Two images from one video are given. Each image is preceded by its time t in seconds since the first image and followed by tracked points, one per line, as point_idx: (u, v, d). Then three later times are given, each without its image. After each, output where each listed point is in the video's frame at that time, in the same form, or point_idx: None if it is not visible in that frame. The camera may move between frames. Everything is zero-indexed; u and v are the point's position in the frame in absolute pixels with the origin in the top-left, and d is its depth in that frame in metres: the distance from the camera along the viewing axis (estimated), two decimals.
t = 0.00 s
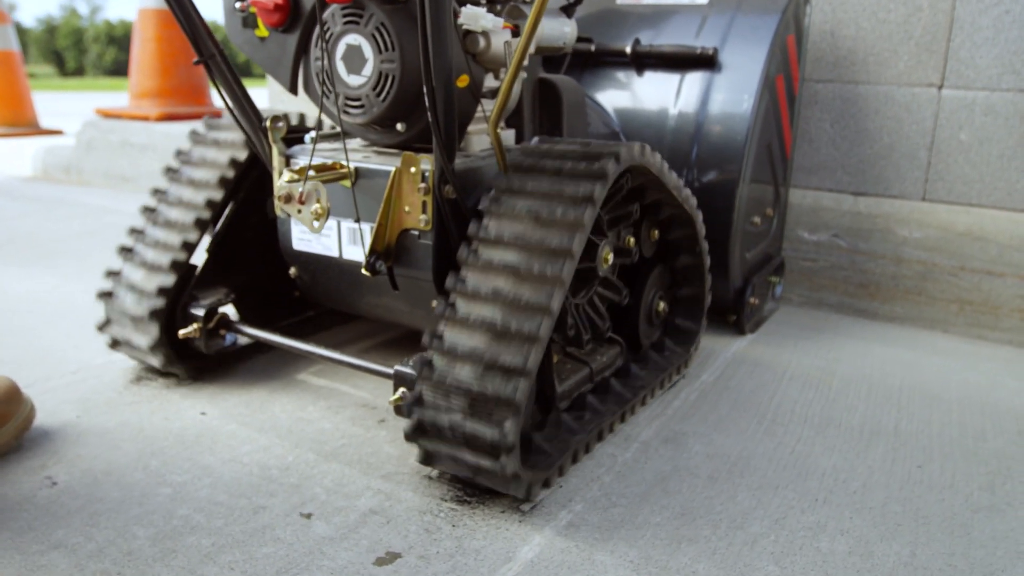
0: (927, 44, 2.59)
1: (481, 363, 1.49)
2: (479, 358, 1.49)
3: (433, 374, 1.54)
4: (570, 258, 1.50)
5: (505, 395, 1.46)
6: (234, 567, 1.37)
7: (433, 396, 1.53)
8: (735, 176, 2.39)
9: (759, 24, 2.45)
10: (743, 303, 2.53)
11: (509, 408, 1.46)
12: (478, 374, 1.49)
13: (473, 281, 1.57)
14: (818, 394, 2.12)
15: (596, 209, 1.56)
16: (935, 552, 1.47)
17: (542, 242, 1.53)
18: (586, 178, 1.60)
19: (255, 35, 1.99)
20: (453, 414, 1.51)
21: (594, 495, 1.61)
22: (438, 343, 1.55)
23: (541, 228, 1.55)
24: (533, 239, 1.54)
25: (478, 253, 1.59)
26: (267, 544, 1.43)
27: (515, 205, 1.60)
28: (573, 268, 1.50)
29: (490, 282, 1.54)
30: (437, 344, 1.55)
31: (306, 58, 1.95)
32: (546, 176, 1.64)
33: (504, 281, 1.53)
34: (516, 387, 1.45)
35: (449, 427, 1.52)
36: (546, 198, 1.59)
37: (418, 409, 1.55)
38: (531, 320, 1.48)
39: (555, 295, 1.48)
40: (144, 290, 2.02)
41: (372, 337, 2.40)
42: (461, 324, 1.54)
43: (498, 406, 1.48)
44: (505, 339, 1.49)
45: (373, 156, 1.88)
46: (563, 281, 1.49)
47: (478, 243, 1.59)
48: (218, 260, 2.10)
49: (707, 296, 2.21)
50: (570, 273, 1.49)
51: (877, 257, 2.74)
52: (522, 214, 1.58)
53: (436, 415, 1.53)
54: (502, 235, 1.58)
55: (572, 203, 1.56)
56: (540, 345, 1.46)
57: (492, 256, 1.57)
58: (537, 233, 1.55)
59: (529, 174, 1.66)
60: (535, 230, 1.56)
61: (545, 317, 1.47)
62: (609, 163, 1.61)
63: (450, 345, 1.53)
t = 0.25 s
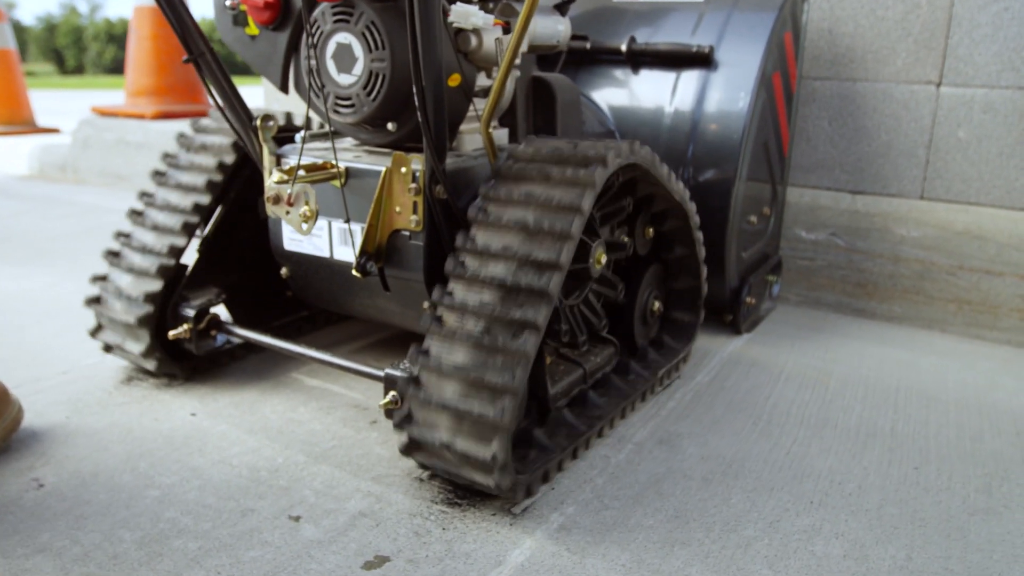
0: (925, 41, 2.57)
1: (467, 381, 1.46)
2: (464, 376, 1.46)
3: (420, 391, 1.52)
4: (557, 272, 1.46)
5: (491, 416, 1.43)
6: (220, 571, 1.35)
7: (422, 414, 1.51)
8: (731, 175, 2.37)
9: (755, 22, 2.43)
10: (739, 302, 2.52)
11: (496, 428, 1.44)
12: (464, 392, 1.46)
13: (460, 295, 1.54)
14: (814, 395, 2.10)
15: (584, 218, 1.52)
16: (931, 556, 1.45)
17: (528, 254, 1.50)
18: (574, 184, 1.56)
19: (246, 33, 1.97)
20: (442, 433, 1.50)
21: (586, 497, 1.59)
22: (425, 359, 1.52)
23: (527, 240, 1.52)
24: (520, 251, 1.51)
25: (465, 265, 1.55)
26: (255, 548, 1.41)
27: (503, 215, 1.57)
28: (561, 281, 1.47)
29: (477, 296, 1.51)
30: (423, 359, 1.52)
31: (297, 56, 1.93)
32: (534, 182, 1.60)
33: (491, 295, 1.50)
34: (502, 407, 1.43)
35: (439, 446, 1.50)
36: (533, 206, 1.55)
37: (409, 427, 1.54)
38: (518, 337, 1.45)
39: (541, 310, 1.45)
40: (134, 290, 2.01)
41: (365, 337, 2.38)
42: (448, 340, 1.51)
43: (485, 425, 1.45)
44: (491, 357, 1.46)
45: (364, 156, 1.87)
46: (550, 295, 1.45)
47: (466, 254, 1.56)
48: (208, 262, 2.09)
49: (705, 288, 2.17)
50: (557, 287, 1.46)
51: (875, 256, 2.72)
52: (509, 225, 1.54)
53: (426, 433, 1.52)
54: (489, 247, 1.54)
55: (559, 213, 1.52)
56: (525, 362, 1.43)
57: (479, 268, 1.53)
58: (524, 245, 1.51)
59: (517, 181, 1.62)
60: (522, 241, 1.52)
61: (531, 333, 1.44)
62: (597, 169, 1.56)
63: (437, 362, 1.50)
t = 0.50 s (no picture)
0: (922, 41, 2.55)
1: (456, 392, 1.45)
2: (452, 387, 1.45)
3: (409, 402, 1.51)
4: (545, 279, 1.45)
5: (480, 429, 1.42)
6: None
7: (412, 425, 1.50)
8: (726, 174, 2.35)
9: (751, 20, 2.41)
10: (736, 303, 2.50)
11: (487, 441, 1.43)
12: (452, 404, 1.45)
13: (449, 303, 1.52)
14: (811, 397, 2.09)
15: (573, 223, 1.50)
16: (926, 561, 1.43)
17: (516, 261, 1.48)
18: (563, 188, 1.53)
19: (236, 32, 1.95)
20: (435, 444, 1.49)
21: (578, 501, 1.57)
22: (413, 369, 1.50)
23: (516, 246, 1.50)
24: (508, 258, 1.49)
25: (454, 272, 1.54)
26: (241, 553, 1.39)
27: (491, 221, 1.55)
28: (549, 289, 1.45)
29: (465, 305, 1.50)
30: (411, 368, 1.51)
31: (287, 55, 1.92)
32: (522, 185, 1.58)
33: (479, 303, 1.49)
34: (491, 420, 1.42)
35: (432, 458, 1.50)
36: (522, 212, 1.53)
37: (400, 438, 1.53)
38: (505, 346, 1.44)
39: (529, 319, 1.43)
40: (124, 291, 1.99)
41: (358, 338, 2.36)
42: (436, 349, 1.50)
43: (475, 437, 1.45)
44: (480, 367, 1.45)
45: (355, 155, 1.85)
46: (538, 304, 1.44)
47: (455, 262, 1.54)
48: (199, 263, 2.07)
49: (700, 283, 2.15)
50: (546, 295, 1.44)
51: (872, 257, 2.70)
52: (498, 231, 1.52)
53: (418, 445, 1.51)
54: (477, 253, 1.53)
55: (547, 218, 1.50)
56: (514, 373, 1.42)
57: (468, 275, 1.52)
58: (512, 252, 1.50)
59: (506, 185, 1.60)
60: (511, 247, 1.51)
61: (518, 343, 1.42)
62: (587, 172, 1.53)
63: (424, 371, 1.49)
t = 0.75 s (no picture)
0: (919, 40, 2.53)
1: (440, 402, 1.43)
2: (437, 398, 1.44)
3: (394, 412, 1.49)
4: (533, 287, 1.44)
5: (466, 440, 1.41)
6: None
7: (398, 435, 1.49)
8: (722, 175, 2.33)
9: (746, 20, 2.40)
10: (731, 305, 2.48)
11: (472, 452, 1.42)
12: (438, 414, 1.44)
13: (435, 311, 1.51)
14: (806, 399, 2.07)
15: (561, 228, 1.48)
16: (921, 567, 1.42)
17: (503, 268, 1.47)
18: (552, 193, 1.52)
19: (226, 32, 1.93)
20: (422, 455, 1.48)
21: (569, 506, 1.55)
22: (398, 378, 1.49)
23: (503, 252, 1.49)
24: (495, 264, 1.48)
25: (440, 280, 1.52)
26: (227, 559, 1.38)
27: (479, 226, 1.53)
28: (536, 297, 1.44)
29: (451, 313, 1.48)
30: (397, 377, 1.49)
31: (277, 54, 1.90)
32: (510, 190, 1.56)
33: (465, 311, 1.47)
34: (476, 430, 1.40)
35: (419, 469, 1.48)
36: (509, 217, 1.52)
37: (387, 448, 1.52)
38: (492, 355, 1.42)
39: (515, 327, 1.42)
40: (113, 293, 1.97)
41: (351, 340, 2.35)
42: (421, 358, 1.48)
43: (461, 448, 1.43)
44: (465, 376, 1.44)
45: (346, 156, 1.83)
46: (525, 312, 1.43)
47: (442, 269, 1.53)
48: (189, 266, 2.05)
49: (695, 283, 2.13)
50: (532, 302, 1.43)
51: (869, 257, 2.68)
52: (486, 237, 1.51)
53: (404, 455, 1.50)
54: (464, 260, 1.51)
55: (535, 225, 1.49)
56: (499, 382, 1.41)
57: (454, 282, 1.50)
58: (499, 258, 1.48)
59: (494, 189, 1.58)
60: (498, 253, 1.49)
61: (505, 352, 1.41)
62: (575, 177, 1.52)
63: (410, 380, 1.47)
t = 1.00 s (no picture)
0: (917, 40, 2.51)
1: (429, 406, 1.42)
2: (426, 401, 1.42)
3: (384, 415, 1.48)
4: (522, 290, 1.42)
5: (454, 444, 1.39)
6: None
7: (387, 439, 1.47)
8: (717, 175, 2.32)
9: (742, 19, 2.38)
10: (727, 306, 2.46)
11: (461, 456, 1.40)
12: (427, 418, 1.42)
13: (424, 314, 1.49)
14: (803, 402, 2.05)
15: (551, 231, 1.47)
16: (916, 572, 1.40)
17: (493, 271, 1.45)
18: (542, 196, 1.50)
19: (217, 31, 1.91)
20: (411, 459, 1.46)
21: (561, 510, 1.54)
22: (386, 382, 1.47)
23: (493, 255, 1.47)
24: (484, 267, 1.46)
25: (429, 283, 1.51)
26: (214, 565, 1.36)
27: (468, 229, 1.52)
28: (525, 299, 1.42)
29: (440, 316, 1.47)
30: (385, 381, 1.48)
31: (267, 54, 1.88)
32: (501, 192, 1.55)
33: (454, 314, 1.46)
34: (465, 435, 1.39)
35: (409, 473, 1.47)
36: (499, 220, 1.50)
37: (377, 452, 1.50)
38: (480, 359, 1.41)
39: (504, 330, 1.40)
40: (103, 295, 1.95)
41: (344, 342, 2.33)
42: (410, 361, 1.46)
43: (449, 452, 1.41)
44: (454, 379, 1.42)
45: (337, 156, 1.81)
46: (514, 316, 1.41)
47: (431, 271, 1.51)
48: (178, 268, 2.03)
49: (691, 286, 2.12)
50: (521, 305, 1.41)
51: (866, 258, 2.66)
52: (475, 241, 1.49)
53: (393, 459, 1.48)
54: (453, 263, 1.50)
55: (525, 227, 1.48)
56: (488, 385, 1.39)
57: (443, 285, 1.49)
58: (488, 261, 1.47)
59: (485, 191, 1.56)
60: (487, 257, 1.48)
61: (494, 355, 1.39)
62: (565, 179, 1.50)
63: (398, 385, 1.46)
